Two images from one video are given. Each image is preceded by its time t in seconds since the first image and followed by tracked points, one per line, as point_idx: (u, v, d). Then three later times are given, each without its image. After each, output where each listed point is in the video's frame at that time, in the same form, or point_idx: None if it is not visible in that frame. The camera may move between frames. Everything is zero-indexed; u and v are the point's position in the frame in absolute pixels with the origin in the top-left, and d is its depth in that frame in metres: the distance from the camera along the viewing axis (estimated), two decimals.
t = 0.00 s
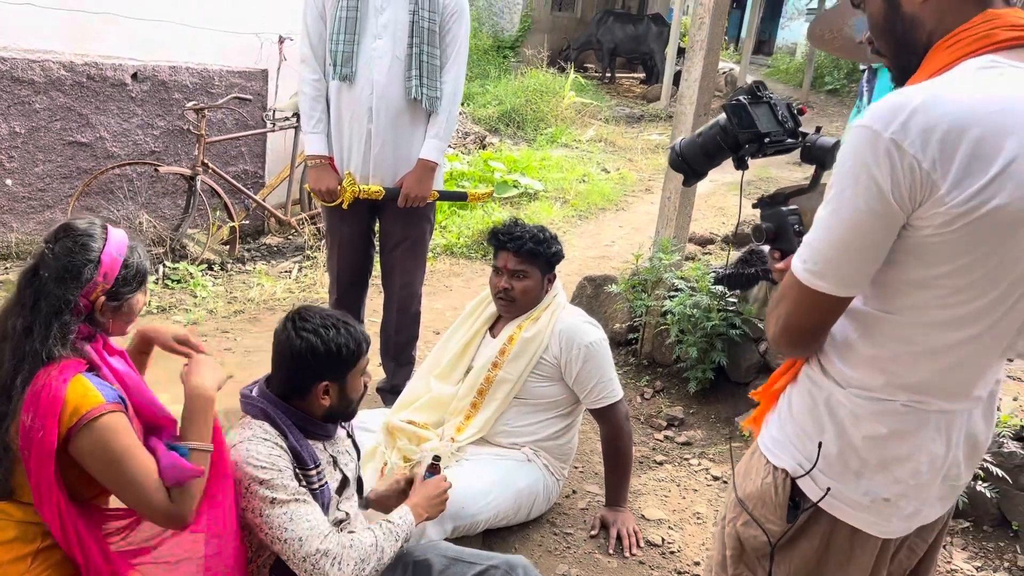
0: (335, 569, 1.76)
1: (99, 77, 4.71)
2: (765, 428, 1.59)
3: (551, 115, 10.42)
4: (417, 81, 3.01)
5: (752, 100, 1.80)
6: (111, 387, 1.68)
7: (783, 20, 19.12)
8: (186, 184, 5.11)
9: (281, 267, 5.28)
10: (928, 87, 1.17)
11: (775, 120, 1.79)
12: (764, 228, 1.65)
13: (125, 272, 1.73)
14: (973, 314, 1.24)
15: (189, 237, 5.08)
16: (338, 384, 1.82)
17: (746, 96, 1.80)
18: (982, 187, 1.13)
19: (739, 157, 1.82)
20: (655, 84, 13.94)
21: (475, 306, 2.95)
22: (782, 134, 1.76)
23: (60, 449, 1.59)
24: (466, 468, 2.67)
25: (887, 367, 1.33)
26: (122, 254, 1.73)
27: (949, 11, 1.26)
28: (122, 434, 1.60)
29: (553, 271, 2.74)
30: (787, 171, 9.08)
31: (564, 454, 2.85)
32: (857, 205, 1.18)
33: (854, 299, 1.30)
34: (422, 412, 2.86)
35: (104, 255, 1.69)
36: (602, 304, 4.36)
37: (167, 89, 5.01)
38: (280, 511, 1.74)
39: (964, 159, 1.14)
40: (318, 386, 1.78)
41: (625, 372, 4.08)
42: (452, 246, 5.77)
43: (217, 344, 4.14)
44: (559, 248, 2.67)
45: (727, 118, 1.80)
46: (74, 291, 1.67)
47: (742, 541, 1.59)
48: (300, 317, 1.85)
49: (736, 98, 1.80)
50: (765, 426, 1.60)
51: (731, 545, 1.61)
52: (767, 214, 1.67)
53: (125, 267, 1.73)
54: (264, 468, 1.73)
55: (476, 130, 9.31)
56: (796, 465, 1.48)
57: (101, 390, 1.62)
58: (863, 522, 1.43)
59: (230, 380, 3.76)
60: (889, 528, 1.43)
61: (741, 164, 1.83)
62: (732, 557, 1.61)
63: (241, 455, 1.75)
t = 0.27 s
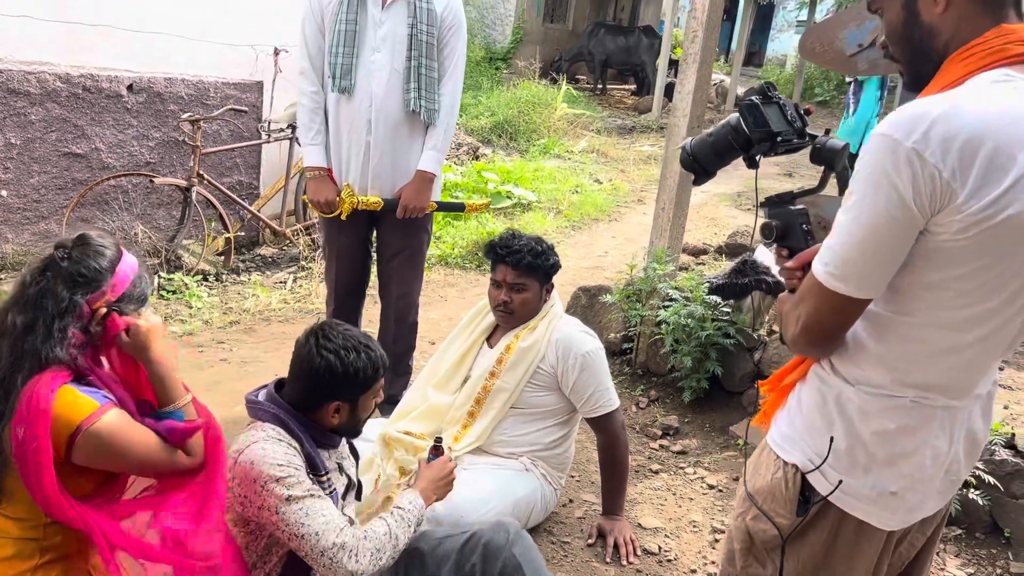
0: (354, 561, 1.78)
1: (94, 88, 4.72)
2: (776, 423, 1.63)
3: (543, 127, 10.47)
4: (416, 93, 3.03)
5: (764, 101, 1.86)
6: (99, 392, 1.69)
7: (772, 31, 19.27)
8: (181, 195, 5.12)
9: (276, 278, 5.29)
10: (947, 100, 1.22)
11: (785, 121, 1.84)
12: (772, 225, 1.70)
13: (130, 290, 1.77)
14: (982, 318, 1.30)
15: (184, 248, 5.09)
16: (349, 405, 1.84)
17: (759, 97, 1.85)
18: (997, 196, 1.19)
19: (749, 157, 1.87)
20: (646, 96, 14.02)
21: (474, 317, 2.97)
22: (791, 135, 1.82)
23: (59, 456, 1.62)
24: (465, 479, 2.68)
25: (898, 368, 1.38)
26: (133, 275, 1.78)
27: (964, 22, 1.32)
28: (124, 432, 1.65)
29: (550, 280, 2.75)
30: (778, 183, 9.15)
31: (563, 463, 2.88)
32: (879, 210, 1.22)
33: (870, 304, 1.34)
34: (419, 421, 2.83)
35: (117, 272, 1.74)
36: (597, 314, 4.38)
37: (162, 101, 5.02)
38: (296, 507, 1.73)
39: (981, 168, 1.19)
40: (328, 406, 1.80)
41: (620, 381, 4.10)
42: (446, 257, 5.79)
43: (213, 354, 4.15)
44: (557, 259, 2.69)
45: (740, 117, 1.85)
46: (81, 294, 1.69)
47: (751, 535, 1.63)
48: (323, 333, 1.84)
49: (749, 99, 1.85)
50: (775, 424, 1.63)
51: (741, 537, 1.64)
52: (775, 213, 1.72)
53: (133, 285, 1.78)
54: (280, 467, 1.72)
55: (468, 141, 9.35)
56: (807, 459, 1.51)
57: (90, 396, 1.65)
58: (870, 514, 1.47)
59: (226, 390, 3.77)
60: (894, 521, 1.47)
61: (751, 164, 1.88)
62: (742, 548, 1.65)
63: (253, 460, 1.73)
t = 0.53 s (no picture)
0: (371, 543, 1.85)
1: (95, 98, 4.75)
2: (800, 426, 1.69)
3: (538, 137, 10.52)
4: (419, 105, 3.07)
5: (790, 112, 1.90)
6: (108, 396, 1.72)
7: (766, 43, 19.40)
8: (181, 204, 5.14)
9: (275, 287, 5.31)
10: (974, 115, 1.29)
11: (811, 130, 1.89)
12: (797, 234, 1.80)
13: (130, 299, 1.78)
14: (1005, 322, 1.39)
15: (183, 257, 5.10)
16: (365, 405, 1.96)
17: (786, 109, 1.90)
18: None
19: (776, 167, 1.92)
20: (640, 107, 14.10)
21: (476, 326, 2.99)
22: (818, 145, 1.87)
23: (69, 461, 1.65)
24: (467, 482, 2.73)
25: (927, 371, 1.46)
26: (132, 283, 1.78)
27: (980, 40, 1.38)
28: (134, 435, 1.70)
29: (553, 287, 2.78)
30: (773, 193, 9.21)
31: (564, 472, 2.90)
32: (916, 220, 1.29)
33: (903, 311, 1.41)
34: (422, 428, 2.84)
35: (118, 281, 1.74)
36: (596, 323, 4.42)
37: (162, 110, 5.05)
38: (313, 492, 1.81)
39: (1010, 178, 1.26)
40: (346, 404, 1.92)
41: (619, 390, 4.13)
42: (444, 266, 5.81)
43: (214, 363, 4.16)
44: (563, 266, 2.73)
45: (767, 129, 1.91)
46: (82, 310, 1.69)
47: (775, 533, 1.67)
48: (350, 337, 1.97)
49: (776, 111, 1.89)
50: (799, 428, 1.69)
51: (764, 535, 1.68)
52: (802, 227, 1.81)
53: (133, 294, 1.79)
54: (298, 455, 1.83)
55: (464, 151, 9.39)
56: (837, 463, 1.58)
57: (99, 401, 1.68)
58: (899, 514, 1.56)
59: (228, 399, 3.78)
60: (920, 518, 1.57)
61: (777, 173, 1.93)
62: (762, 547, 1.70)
63: (273, 452, 1.83)
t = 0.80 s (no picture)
0: (380, 535, 1.92)
1: (100, 107, 4.78)
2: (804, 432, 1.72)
3: (538, 146, 10.59)
4: (425, 117, 3.11)
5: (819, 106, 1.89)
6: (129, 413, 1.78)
7: (764, 53, 19.50)
8: (184, 213, 5.17)
9: (277, 295, 5.33)
10: (980, 124, 1.32)
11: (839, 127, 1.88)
12: (814, 231, 1.79)
13: (143, 312, 1.81)
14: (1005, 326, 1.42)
15: (186, 265, 5.13)
16: (375, 414, 1.99)
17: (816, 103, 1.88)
18: None
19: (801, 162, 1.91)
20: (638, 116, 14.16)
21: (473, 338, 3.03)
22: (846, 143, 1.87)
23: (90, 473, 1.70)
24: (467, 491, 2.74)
25: (928, 373, 1.49)
26: (144, 291, 1.81)
27: (993, 55, 1.41)
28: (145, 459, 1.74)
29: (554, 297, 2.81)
30: (771, 203, 9.26)
31: (565, 480, 2.92)
32: (921, 224, 1.32)
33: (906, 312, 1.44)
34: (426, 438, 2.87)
35: (126, 296, 1.77)
36: (597, 332, 4.45)
37: (166, 120, 5.08)
38: (324, 489, 1.86)
39: (1015, 186, 1.29)
40: (357, 411, 1.95)
41: (620, 399, 4.16)
42: (445, 274, 5.84)
43: (217, 371, 4.18)
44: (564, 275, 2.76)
45: (794, 126, 1.92)
46: (95, 330, 1.74)
47: (785, 535, 1.71)
48: (362, 345, 2.02)
49: (807, 105, 1.88)
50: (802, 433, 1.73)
51: (774, 536, 1.72)
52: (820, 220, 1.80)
53: (144, 306, 1.81)
54: (310, 455, 1.88)
55: (465, 160, 9.43)
56: (837, 467, 1.62)
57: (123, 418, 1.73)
58: (900, 516, 1.59)
59: (232, 406, 3.81)
60: (922, 521, 1.59)
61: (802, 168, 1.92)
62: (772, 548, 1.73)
63: (284, 451, 1.88)
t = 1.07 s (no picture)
0: (402, 536, 2.01)
1: (109, 120, 4.83)
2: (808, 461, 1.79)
3: (541, 155, 10.64)
4: (431, 136, 3.15)
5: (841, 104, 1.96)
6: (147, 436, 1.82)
7: (767, 61, 19.57)
8: (190, 225, 5.22)
9: (282, 306, 5.38)
10: (983, 156, 1.36)
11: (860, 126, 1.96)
12: (830, 229, 1.88)
13: (161, 332, 1.85)
14: (1003, 357, 1.46)
15: (193, 277, 5.18)
16: (389, 420, 2.07)
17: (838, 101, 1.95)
18: None
19: (820, 159, 1.99)
20: (641, 125, 14.22)
21: (468, 358, 3.06)
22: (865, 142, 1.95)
23: (108, 496, 1.74)
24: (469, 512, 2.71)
25: (924, 397, 1.54)
26: (162, 314, 1.86)
27: (1008, 90, 1.45)
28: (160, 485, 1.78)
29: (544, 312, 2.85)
30: (773, 214, 9.30)
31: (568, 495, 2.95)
32: (919, 248, 1.36)
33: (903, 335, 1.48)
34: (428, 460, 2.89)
35: (145, 318, 1.80)
36: (599, 346, 4.48)
37: (174, 132, 5.13)
38: (344, 494, 1.95)
39: (1012, 217, 1.33)
40: (373, 419, 2.03)
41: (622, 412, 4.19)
42: (449, 285, 5.88)
43: (223, 384, 4.22)
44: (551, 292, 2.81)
45: (817, 121, 1.97)
46: (116, 350, 1.77)
47: (794, 566, 1.78)
48: (369, 353, 2.08)
49: (830, 103, 1.94)
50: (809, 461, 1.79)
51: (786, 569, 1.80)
52: (833, 218, 1.89)
53: (161, 327, 1.85)
54: (330, 463, 1.96)
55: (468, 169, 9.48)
56: (834, 492, 1.69)
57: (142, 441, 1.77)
58: (899, 543, 1.63)
59: (238, 419, 3.85)
60: (926, 551, 1.62)
61: (821, 165, 2.00)
62: None
63: (305, 458, 1.96)
